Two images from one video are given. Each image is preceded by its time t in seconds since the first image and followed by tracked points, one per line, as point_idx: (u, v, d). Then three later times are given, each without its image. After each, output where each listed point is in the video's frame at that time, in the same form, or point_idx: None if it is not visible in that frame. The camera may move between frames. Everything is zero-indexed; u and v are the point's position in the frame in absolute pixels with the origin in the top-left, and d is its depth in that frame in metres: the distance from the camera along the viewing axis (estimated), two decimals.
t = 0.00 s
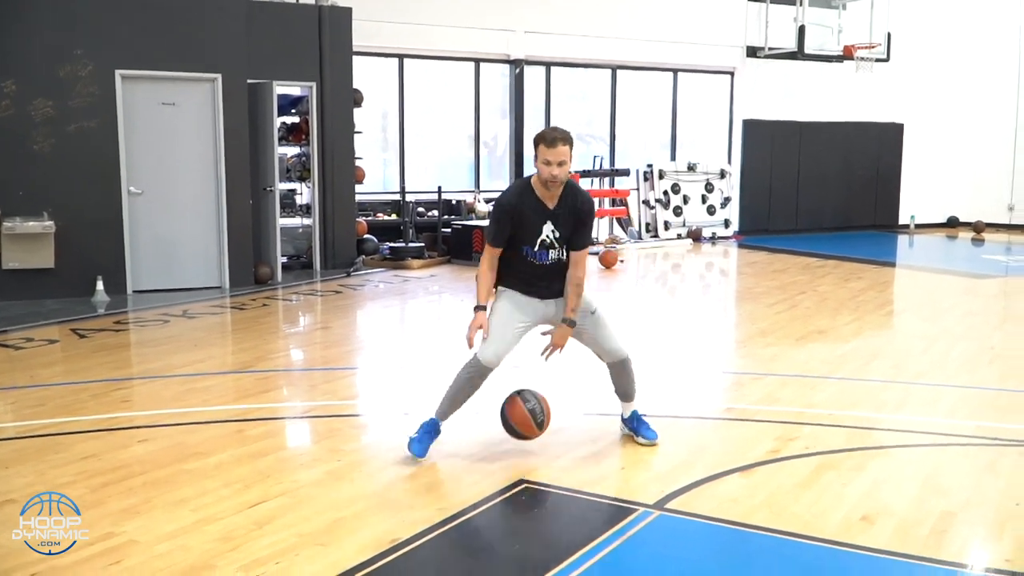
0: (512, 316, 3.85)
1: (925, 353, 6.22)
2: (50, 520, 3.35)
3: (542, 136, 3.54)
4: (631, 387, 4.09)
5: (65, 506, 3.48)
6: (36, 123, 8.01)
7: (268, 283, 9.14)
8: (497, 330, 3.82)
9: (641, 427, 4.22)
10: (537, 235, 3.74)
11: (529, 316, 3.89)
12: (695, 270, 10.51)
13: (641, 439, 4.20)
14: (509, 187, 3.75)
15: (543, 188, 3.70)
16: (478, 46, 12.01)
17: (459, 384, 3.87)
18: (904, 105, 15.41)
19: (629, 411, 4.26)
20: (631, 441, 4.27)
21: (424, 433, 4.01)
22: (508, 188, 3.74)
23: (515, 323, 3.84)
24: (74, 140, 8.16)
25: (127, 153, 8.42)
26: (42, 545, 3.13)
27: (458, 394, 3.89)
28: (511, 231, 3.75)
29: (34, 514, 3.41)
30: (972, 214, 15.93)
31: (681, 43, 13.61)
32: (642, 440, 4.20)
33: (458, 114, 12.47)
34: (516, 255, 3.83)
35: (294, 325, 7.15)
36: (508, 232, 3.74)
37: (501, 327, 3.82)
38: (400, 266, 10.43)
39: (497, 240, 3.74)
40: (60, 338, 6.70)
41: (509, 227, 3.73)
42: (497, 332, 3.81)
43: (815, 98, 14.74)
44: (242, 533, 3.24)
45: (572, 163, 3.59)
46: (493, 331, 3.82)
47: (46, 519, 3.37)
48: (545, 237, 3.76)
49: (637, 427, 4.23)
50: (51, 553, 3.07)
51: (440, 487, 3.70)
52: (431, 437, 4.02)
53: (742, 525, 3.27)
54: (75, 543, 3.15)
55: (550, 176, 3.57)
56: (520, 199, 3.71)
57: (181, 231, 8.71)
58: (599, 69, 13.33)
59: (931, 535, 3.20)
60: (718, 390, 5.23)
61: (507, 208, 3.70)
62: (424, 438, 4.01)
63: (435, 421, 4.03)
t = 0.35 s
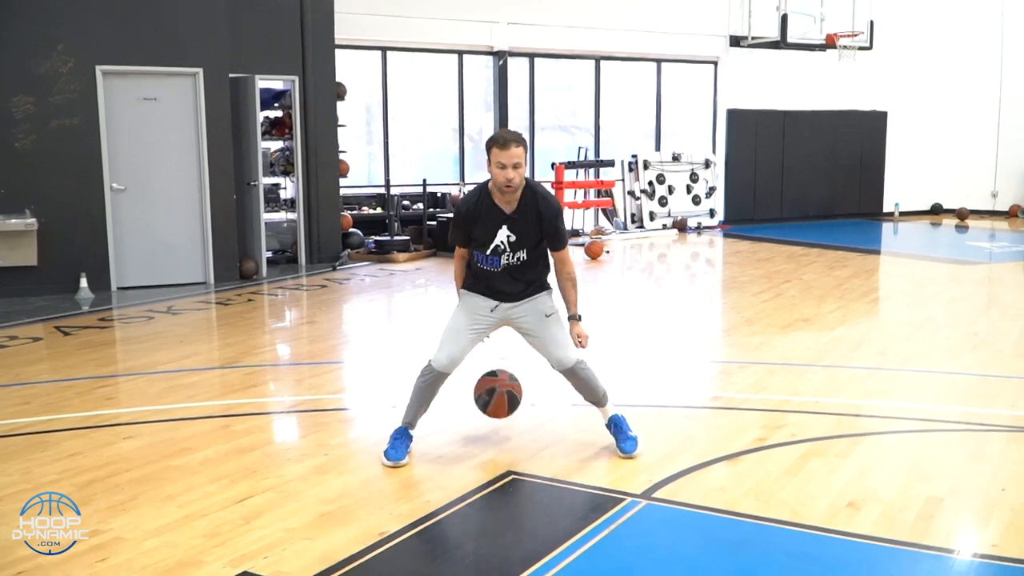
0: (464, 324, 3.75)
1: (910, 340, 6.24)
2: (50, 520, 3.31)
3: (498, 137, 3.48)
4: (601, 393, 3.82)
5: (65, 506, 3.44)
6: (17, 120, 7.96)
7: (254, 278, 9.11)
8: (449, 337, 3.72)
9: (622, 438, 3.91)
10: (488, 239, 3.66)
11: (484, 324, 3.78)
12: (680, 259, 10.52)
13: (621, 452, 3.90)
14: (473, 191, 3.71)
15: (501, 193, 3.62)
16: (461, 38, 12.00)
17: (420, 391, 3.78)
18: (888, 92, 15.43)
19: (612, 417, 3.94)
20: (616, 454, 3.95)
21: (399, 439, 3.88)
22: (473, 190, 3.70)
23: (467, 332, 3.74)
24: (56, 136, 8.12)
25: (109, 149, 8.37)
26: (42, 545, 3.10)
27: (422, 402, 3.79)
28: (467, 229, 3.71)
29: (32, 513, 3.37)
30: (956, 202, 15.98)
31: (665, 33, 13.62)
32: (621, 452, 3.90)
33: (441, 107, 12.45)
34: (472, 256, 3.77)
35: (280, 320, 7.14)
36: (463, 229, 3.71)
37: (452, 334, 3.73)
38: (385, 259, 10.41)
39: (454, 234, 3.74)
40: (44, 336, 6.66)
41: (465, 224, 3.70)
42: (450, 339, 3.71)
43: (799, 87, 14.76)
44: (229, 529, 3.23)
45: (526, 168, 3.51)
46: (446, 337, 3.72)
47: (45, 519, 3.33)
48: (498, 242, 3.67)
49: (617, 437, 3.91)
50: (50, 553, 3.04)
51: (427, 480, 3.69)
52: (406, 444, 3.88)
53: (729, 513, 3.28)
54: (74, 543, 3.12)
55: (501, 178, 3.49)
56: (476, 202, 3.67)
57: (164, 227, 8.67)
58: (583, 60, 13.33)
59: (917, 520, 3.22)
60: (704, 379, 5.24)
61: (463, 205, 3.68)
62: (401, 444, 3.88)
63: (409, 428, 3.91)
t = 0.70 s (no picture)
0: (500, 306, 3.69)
1: (895, 332, 6.27)
2: (51, 520, 3.26)
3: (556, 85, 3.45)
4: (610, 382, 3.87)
5: (65, 506, 3.39)
6: None
7: (239, 272, 9.08)
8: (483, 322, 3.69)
9: (612, 431, 3.92)
10: (547, 193, 3.56)
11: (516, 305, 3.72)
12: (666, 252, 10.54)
13: (609, 445, 3.90)
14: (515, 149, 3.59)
15: (552, 146, 3.56)
16: (447, 32, 11.98)
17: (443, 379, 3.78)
18: (872, 85, 15.46)
19: (609, 413, 3.96)
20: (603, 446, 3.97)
21: (409, 428, 3.92)
22: (516, 147, 3.58)
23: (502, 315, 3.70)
24: (40, 130, 8.07)
25: (93, 143, 8.34)
26: (42, 545, 3.05)
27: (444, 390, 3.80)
28: (519, 188, 3.57)
29: (33, 513, 3.31)
30: (940, 193, 16.04)
31: (650, 26, 13.63)
32: (610, 446, 3.90)
33: (426, 100, 12.43)
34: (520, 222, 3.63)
35: (266, 314, 7.12)
36: (513, 190, 3.56)
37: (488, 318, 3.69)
38: (371, 253, 10.41)
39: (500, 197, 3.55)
40: (28, 331, 6.64)
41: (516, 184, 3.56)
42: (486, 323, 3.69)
43: (784, 80, 14.78)
44: (213, 523, 3.22)
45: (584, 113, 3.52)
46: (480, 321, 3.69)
47: (46, 519, 3.27)
48: (556, 197, 3.59)
49: (609, 431, 3.92)
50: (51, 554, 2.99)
51: (414, 473, 3.69)
52: (416, 433, 3.93)
53: (714, 505, 3.29)
54: (75, 543, 3.07)
55: (564, 124, 3.46)
56: (529, 156, 3.55)
57: (148, 221, 8.64)
58: (568, 53, 13.33)
59: (902, 511, 3.23)
60: (689, 370, 5.26)
61: (514, 163, 3.53)
62: (406, 435, 3.91)
63: (423, 417, 3.94)
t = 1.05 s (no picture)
0: (479, 297, 3.69)
1: (879, 326, 6.29)
2: (50, 520, 3.23)
3: (517, 48, 3.50)
4: (589, 373, 3.86)
5: (66, 506, 3.35)
6: None
7: (224, 268, 9.05)
8: (463, 314, 3.71)
9: (597, 427, 3.92)
10: (514, 160, 3.59)
11: (495, 293, 3.72)
12: (651, 247, 10.55)
13: (594, 440, 3.91)
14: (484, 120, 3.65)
15: (519, 114, 3.61)
16: (432, 27, 11.96)
17: (441, 370, 3.83)
18: (856, 80, 15.50)
19: (592, 407, 3.96)
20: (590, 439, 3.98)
21: (427, 423, 3.96)
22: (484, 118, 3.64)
23: (483, 305, 3.71)
24: (23, 126, 8.03)
25: (76, 140, 8.30)
26: (41, 545, 3.02)
27: (445, 382, 3.85)
28: (488, 157, 3.61)
29: (33, 513, 3.28)
30: (924, 188, 16.09)
31: (634, 22, 13.63)
32: (594, 440, 3.91)
33: (411, 95, 12.40)
34: (492, 195, 3.65)
35: (250, 310, 7.10)
36: (482, 161, 3.61)
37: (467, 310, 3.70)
38: (356, 249, 10.40)
39: (472, 168, 3.60)
40: (10, 328, 6.61)
41: (485, 154, 3.60)
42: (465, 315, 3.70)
43: (768, 75, 14.80)
44: (198, 521, 3.21)
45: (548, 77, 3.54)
46: (460, 312, 3.71)
47: (45, 520, 3.24)
48: (525, 165, 3.61)
49: (593, 426, 3.93)
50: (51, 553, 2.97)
51: (399, 470, 3.69)
52: (434, 426, 3.97)
53: (698, 500, 3.30)
54: (75, 543, 3.04)
55: (527, 87, 3.50)
56: (495, 124, 3.61)
57: (132, 217, 8.60)
58: (553, 48, 13.33)
59: (886, 505, 3.24)
60: (675, 366, 5.27)
61: (483, 133, 3.59)
62: (427, 428, 3.95)
63: (437, 409, 3.98)
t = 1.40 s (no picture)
0: (466, 296, 3.70)
1: (868, 327, 6.31)
2: (50, 520, 3.21)
3: (488, 45, 3.53)
4: (576, 373, 3.87)
5: (66, 506, 3.33)
6: None
7: (213, 267, 9.03)
8: (450, 315, 3.72)
9: (586, 427, 3.93)
10: (491, 155, 3.60)
11: (483, 294, 3.72)
12: (641, 248, 10.56)
13: (582, 441, 3.91)
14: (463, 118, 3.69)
15: (496, 111, 3.63)
16: (423, 26, 11.95)
17: (429, 370, 3.84)
18: (846, 82, 15.54)
19: (581, 408, 3.97)
20: (578, 440, 3.99)
21: (416, 423, 3.96)
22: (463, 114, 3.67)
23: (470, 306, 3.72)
24: (12, 123, 8.01)
25: (66, 137, 8.28)
26: (40, 545, 3.00)
27: (433, 383, 3.85)
28: (466, 153, 3.63)
29: (33, 513, 3.25)
30: (914, 191, 16.14)
31: (625, 23, 13.65)
32: (583, 441, 3.91)
33: (402, 94, 12.39)
34: (474, 192, 3.67)
35: (239, 309, 7.09)
36: (461, 157, 3.63)
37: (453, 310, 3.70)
38: (346, 248, 10.38)
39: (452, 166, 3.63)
40: None
41: (463, 151, 3.62)
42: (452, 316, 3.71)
43: (759, 77, 14.83)
44: (185, 519, 3.20)
45: (522, 73, 3.56)
46: (446, 313, 3.71)
47: (45, 519, 3.22)
48: (503, 160, 3.61)
49: (582, 427, 3.93)
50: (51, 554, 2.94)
51: (388, 470, 3.68)
52: (424, 426, 3.97)
53: (686, 501, 3.30)
54: (74, 543, 3.02)
55: (499, 84, 3.52)
56: (472, 120, 3.63)
57: (121, 215, 8.57)
58: (544, 48, 13.33)
59: (874, 506, 3.25)
60: (664, 366, 5.28)
61: (459, 130, 3.62)
62: (415, 427, 3.95)
63: (426, 409, 3.98)
